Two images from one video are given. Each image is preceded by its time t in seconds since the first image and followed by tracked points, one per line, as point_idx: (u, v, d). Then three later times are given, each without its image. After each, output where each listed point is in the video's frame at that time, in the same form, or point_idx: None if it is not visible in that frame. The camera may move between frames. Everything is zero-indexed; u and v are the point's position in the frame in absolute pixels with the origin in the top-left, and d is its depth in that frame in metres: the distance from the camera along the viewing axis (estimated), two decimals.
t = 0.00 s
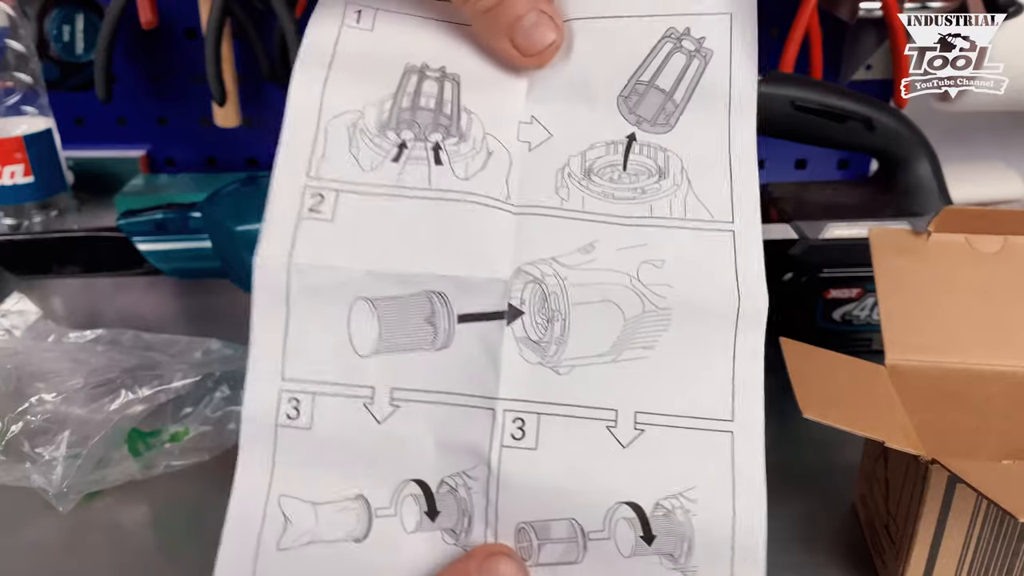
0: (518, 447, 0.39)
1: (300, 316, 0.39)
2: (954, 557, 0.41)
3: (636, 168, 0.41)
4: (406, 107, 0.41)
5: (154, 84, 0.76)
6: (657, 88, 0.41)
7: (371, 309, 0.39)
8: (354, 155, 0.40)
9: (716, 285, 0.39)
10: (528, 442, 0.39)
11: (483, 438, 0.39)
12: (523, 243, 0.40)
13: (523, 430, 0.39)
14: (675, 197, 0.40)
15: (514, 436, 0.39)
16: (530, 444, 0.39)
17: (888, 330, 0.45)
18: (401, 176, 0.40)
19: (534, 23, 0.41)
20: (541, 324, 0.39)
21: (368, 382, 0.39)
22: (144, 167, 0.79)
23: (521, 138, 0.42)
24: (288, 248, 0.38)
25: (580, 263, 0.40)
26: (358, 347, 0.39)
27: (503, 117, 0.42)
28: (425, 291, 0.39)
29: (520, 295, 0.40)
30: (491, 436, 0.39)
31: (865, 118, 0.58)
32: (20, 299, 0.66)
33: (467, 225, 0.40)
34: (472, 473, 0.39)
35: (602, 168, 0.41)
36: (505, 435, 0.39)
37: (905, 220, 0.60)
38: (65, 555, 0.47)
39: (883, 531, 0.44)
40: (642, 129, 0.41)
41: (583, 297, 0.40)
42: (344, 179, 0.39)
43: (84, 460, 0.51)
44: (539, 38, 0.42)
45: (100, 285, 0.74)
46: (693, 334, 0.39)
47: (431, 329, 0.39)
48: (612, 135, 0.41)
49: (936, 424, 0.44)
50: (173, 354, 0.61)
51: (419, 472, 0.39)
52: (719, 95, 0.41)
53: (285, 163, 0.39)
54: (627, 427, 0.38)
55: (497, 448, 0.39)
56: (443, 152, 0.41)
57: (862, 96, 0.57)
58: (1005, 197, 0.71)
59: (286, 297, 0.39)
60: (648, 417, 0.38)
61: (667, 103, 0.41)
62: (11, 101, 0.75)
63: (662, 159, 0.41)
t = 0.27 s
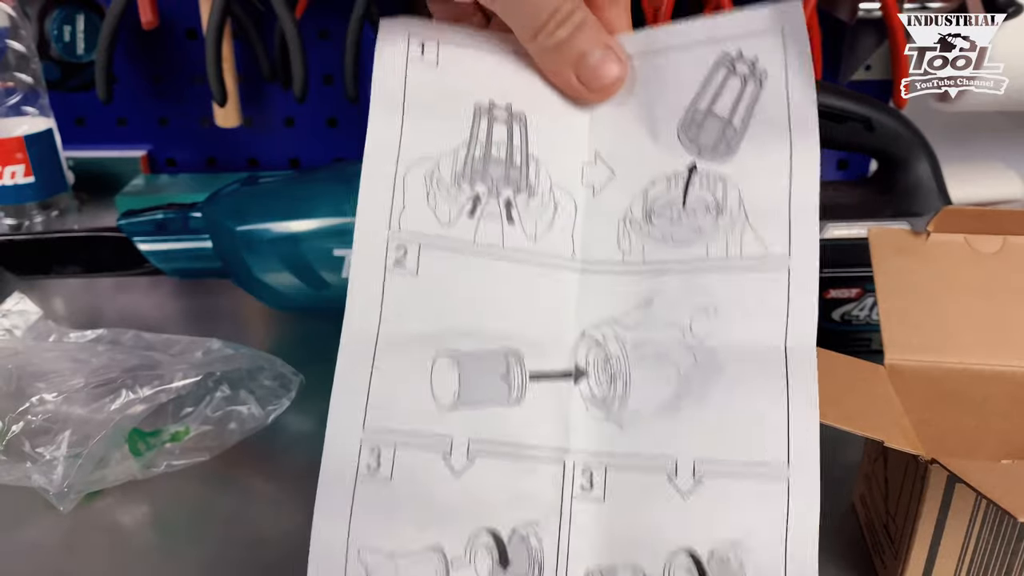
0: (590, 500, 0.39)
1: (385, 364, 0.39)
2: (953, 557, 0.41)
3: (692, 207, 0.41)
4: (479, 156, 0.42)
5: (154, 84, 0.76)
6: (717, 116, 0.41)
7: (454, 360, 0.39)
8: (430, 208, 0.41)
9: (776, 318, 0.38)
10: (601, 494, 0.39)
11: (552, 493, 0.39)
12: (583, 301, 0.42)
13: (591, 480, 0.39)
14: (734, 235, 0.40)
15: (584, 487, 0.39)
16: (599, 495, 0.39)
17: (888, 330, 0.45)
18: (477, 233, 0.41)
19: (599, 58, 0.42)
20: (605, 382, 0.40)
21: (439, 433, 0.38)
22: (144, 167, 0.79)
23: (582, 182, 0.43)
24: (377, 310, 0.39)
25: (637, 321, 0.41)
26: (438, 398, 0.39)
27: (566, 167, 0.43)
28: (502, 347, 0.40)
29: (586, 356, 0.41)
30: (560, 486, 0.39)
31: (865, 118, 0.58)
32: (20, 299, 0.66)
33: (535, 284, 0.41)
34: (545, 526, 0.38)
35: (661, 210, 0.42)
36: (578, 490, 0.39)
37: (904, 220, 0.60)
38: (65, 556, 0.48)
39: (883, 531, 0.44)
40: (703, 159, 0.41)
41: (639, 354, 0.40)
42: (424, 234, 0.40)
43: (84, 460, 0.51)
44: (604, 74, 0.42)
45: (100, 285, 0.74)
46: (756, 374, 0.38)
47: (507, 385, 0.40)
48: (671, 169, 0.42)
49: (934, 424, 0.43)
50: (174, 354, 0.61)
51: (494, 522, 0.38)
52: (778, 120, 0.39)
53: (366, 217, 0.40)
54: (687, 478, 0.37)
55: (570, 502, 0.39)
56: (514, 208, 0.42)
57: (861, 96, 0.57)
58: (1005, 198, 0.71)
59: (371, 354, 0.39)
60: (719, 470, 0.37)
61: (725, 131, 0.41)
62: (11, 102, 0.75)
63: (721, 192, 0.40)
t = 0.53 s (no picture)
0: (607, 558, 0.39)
1: (395, 421, 0.40)
2: (953, 557, 0.41)
3: (728, 257, 0.39)
4: (497, 201, 0.41)
5: (154, 84, 0.76)
6: (759, 162, 0.39)
7: (465, 418, 0.40)
8: (445, 257, 0.41)
9: (808, 391, 0.38)
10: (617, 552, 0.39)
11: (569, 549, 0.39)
12: (607, 353, 0.40)
13: (610, 541, 0.39)
14: (769, 294, 0.39)
15: (601, 546, 0.39)
16: (617, 555, 0.39)
17: (887, 330, 0.45)
18: (493, 281, 0.41)
19: (643, 63, 0.39)
20: (626, 440, 0.40)
21: (459, 491, 0.40)
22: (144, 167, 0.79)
23: (610, 221, 0.41)
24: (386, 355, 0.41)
25: (663, 375, 0.40)
26: (449, 457, 0.40)
27: (591, 205, 0.41)
28: (516, 403, 0.40)
29: (606, 409, 0.40)
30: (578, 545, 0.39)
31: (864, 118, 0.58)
32: (20, 298, 0.66)
33: (556, 334, 0.40)
34: None
35: (691, 257, 0.40)
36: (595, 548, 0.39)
37: (904, 220, 0.60)
38: (64, 556, 0.49)
39: (882, 531, 0.44)
40: (740, 207, 0.39)
41: (664, 415, 0.39)
42: (438, 286, 0.41)
43: (84, 460, 0.51)
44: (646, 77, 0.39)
45: (101, 285, 0.75)
46: (779, 445, 0.38)
47: (521, 439, 0.40)
48: (706, 214, 0.40)
49: (934, 425, 0.44)
50: (174, 354, 0.61)
51: None
52: (827, 176, 0.38)
53: (376, 265, 0.41)
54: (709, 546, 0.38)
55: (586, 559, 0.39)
56: (534, 254, 0.41)
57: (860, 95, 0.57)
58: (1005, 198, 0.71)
59: (384, 405, 0.40)
60: (742, 539, 0.37)
61: (769, 178, 0.39)
62: (12, 102, 0.75)
63: (760, 245, 0.39)
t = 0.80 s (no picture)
0: None
1: (403, 451, 0.41)
2: (954, 557, 0.41)
3: (740, 275, 0.40)
4: (502, 218, 0.41)
5: (154, 84, 0.76)
6: (772, 178, 0.39)
7: (472, 447, 0.41)
8: (452, 281, 0.41)
9: (824, 411, 0.39)
10: None
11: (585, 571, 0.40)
12: (617, 370, 0.41)
13: (624, 568, 0.40)
14: (783, 312, 0.39)
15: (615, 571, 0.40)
16: None
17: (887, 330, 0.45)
18: (499, 302, 0.41)
19: (653, 58, 0.38)
20: (639, 463, 0.40)
21: (471, 520, 0.41)
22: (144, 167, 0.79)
23: (618, 236, 0.41)
24: (392, 384, 0.41)
25: (675, 396, 0.40)
26: (458, 486, 0.41)
27: (598, 220, 0.41)
28: (526, 429, 0.41)
29: (617, 433, 0.41)
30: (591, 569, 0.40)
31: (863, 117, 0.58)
32: (20, 298, 0.66)
33: (563, 356, 0.41)
34: None
35: (703, 274, 0.40)
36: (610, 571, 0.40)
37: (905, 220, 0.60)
38: (64, 557, 0.49)
39: (883, 531, 0.44)
40: (752, 223, 0.40)
41: (676, 436, 0.40)
42: (444, 310, 0.41)
43: (84, 461, 0.51)
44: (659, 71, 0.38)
45: (100, 285, 0.74)
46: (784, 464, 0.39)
47: (530, 466, 0.41)
48: (717, 231, 0.40)
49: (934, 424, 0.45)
50: (173, 354, 0.61)
51: None
52: (840, 189, 0.39)
53: (378, 291, 0.41)
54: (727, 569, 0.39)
55: None
56: (541, 273, 0.41)
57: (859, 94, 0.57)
58: (1006, 197, 0.71)
59: (389, 432, 0.41)
60: (756, 561, 0.39)
61: (780, 194, 0.40)
62: (11, 101, 0.74)
63: (773, 262, 0.40)
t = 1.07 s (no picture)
0: None
1: (409, 455, 0.40)
2: (954, 556, 0.41)
3: (738, 282, 0.40)
4: (507, 225, 0.41)
5: (154, 84, 0.76)
6: (767, 188, 0.40)
7: (479, 452, 0.40)
8: (456, 286, 0.41)
9: (824, 413, 0.39)
10: None
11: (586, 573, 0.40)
12: (620, 377, 0.41)
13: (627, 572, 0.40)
14: (780, 319, 0.40)
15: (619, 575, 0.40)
16: None
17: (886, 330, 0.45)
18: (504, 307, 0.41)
19: (643, 75, 0.39)
20: (641, 468, 0.40)
21: (472, 524, 0.40)
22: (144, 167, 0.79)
23: (619, 245, 0.41)
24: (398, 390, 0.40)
25: (676, 401, 0.40)
26: (464, 492, 0.40)
27: (600, 227, 0.41)
28: (531, 434, 0.40)
29: (622, 438, 0.41)
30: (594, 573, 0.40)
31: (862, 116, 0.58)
32: (19, 298, 0.66)
33: (570, 362, 0.41)
34: None
35: (702, 281, 0.40)
36: None
37: (905, 220, 0.60)
38: (64, 556, 0.48)
39: (883, 531, 0.44)
40: (748, 232, 0.40)
41: (679, 441, 0.40)
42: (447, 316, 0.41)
43: (84, 460, 0.51)
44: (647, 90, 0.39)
45: (100, 284, 0.74)
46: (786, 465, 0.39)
47: (537, 471, 0.40)
48: (715, 239, 0.40)
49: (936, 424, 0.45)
50: (173, 354, 0.61)
51: None
52: (833, 196, 0.39)
53: (384, 295, 0.41)
54: (729, 571, 0.39)
55: None
56: (546, 279, 0.41)
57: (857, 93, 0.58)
58: (1005, 198, 0.71)
59: (395, 439, 0.40)
60: (760, 563, 0.39)
61: (775, 202, 0.40)
62: (11, 102, 0.74)
63: (770, 270, 0.40)
